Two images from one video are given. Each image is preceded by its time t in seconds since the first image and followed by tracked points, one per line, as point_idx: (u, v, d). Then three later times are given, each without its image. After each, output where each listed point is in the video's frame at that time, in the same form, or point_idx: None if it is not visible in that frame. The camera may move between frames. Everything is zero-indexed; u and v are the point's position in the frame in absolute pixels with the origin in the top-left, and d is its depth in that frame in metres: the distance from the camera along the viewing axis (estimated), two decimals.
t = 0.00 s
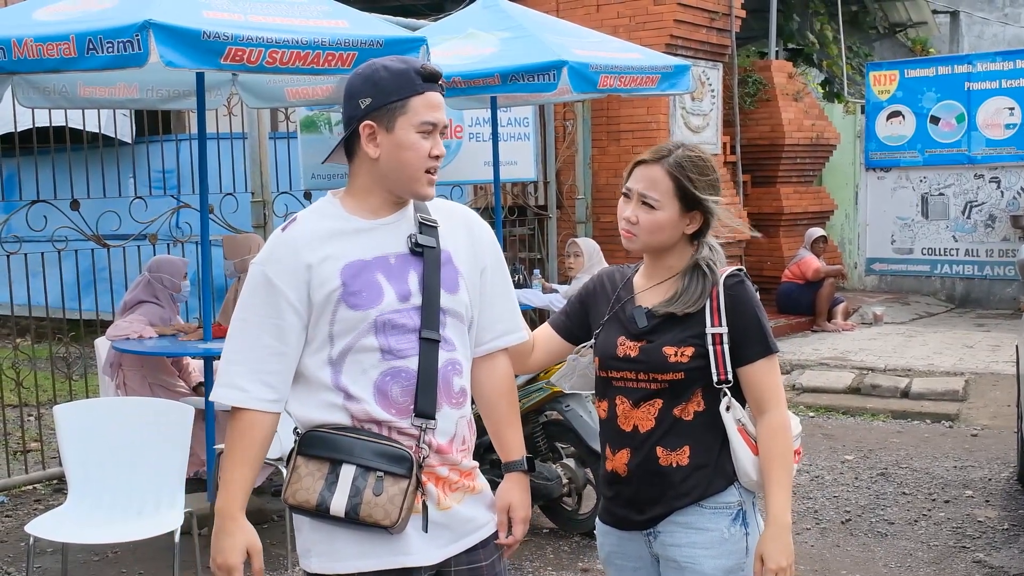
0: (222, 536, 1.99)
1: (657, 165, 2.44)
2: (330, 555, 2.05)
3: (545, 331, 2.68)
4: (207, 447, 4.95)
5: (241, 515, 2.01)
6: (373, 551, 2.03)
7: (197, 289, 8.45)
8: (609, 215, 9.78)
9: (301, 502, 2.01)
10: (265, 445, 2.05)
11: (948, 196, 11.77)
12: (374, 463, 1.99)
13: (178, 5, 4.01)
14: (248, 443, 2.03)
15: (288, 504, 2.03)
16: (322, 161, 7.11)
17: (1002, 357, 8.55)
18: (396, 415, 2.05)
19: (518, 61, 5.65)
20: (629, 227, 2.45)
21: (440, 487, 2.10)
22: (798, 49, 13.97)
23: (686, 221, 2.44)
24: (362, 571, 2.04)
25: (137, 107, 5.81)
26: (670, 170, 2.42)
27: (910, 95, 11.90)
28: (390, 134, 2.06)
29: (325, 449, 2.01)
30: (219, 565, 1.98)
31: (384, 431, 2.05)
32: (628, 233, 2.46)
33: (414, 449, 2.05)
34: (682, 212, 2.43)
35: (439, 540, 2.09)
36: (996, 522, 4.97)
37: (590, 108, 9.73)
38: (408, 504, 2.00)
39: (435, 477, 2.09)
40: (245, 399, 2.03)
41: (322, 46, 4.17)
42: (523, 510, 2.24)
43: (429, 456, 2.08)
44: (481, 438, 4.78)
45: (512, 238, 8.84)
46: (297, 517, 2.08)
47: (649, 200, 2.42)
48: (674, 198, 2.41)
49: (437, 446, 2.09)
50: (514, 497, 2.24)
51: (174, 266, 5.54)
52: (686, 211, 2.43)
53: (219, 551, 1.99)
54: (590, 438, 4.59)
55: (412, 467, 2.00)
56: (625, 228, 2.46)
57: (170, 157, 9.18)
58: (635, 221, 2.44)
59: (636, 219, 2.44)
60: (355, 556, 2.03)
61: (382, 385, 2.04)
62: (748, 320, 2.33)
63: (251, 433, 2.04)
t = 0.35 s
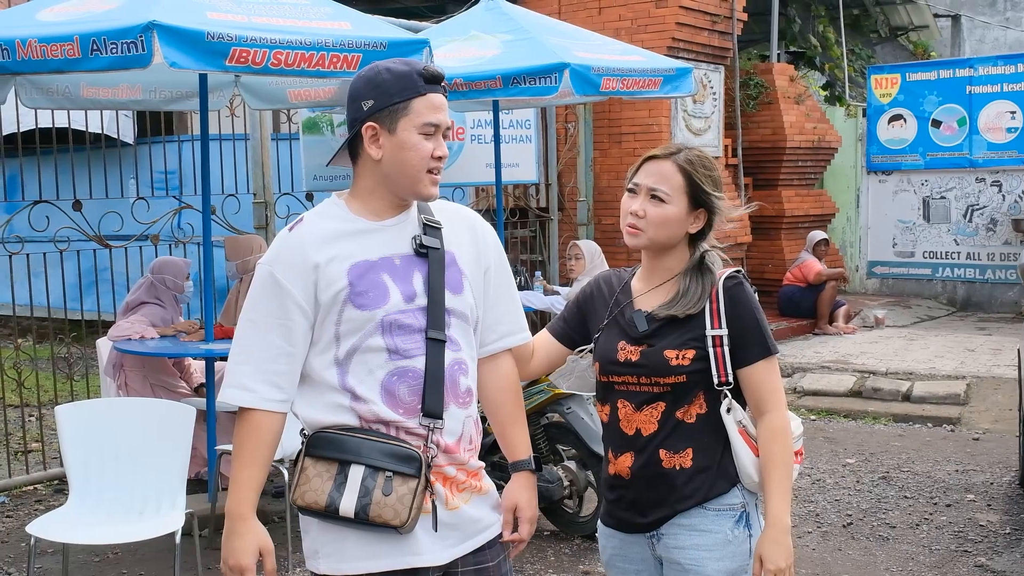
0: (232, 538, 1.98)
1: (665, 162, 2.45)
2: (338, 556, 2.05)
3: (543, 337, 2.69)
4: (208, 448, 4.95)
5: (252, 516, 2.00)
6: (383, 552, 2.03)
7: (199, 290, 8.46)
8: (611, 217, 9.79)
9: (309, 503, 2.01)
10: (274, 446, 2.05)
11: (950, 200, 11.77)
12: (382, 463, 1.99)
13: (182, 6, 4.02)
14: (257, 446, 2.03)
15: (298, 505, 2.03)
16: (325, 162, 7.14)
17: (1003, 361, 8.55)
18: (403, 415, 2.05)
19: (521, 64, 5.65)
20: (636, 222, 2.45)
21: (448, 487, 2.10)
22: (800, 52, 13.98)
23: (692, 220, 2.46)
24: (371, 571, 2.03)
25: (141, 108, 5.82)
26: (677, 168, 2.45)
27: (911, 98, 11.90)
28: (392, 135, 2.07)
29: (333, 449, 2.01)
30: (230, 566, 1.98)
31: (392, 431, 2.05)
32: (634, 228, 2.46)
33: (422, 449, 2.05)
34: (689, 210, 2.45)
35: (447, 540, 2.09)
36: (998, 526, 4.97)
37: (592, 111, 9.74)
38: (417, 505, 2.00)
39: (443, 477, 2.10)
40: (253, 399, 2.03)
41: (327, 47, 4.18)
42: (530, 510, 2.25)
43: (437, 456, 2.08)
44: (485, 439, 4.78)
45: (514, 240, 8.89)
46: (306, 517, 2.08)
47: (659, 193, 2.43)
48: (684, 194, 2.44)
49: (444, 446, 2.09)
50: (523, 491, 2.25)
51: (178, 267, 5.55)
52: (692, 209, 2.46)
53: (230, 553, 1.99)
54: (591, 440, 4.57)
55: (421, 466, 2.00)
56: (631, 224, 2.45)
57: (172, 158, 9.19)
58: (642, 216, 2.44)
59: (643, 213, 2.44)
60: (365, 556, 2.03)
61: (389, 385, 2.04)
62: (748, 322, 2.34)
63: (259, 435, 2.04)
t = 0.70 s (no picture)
0: (244, 536, 1.98)
1: (666, 163, 2.46)
2: (337, 554, 2.05)
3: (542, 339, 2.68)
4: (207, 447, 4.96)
5: (261, 513, 2.00)
6: (381, 549, 2.03)
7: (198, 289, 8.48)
8: (611, 218, 9.80)
9: (309, 501, 2.02)
10: (280, 443, 2.05)
11: (950, 203, 11.77)
12: (382, 461, 1.99)
13: (183, 5, 4.02)
14: (265, 443, 2.03)
15: (299, 503, 2.03)
16: (324, 162, 7.13)
17: (1003, 364, 8.55)
18: (404, 414, 2.05)
19: (522, 65, 5.65)
20: (636, 222, 2.45)
21: (448, 486, 2.11)
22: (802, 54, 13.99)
23: (692, 221, 2.46)
24: (369, 569, 2.03)
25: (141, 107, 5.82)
26: (678, 169, 2.45)
27: (913, 100, 11.90)
28: (374, 131, 2.08)
29: (333, 448, 2.01)
30: (242, 564, 1.98)
31: (392, 430, 2.05)
32: (634, 228, 2.46)
33: (422, 448, 2.06)
34: (689, 211, 2.45)
35: (445, 540, 2.09)
36: (996, 528, 4.97)
37: (592, 112, 9.75)
38: (416, 503, 2.00)
39: (443, 476, 2.10)
40: (259, 397, 2.03)
41: (328, 47, 4.18)
42: (531, 512, 2.25)
43: (436, 455, 2.09)
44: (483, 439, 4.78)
45: (514, 241, 8.89)
46: (307, 515, 2.08)
47: (659, 195, 2.44)
48: (683, 195, 2.44)
49: (444, 446, 2.10)
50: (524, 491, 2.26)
51: (179, 266, 5.55)
52: (692, 210, 2.46)
53: (241, 551, 1.99)
54: (590, 441, 4.57)
55: (421, 465, 2.01)
56: (631, 223, 2.46)
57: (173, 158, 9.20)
58: (642, 216, 2.44)
59: (644, 213, 2.44)
60: (364, 554, 2.03)
61: (390, 384, 2.04)
62: (747, 323, 2.34)
63: (266, 433, 2.04)
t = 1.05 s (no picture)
0: (235, 532, 1.98)
1: (679, 161, 2.46)
2: (330, 552, 2.05)
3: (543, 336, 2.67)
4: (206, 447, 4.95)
5: (254, 511, 2.00)
6: (371, 548, 2.03)
7: (198, 289, 8.49)
8: (610, 219, 9.81)
9: (301, 498, 2.02)
10: (274, 440, 2.06)
11: (949, 203, 11.78)
12: (373, 460, 1.99)
13: (182, 5, 4.02)
14: (260, 441, 2.03)
15: (290, 500, 2.04)
16: (324, 162, 7.14)
17: (1002, 364, 8.55)
18: (397, 413, 2.06)
19: (521, 65, 5.65)
20: (656, 221, 2.45)
21: (441, 487, 2.11)
22: (801, 55, 14.01)
23: (704, 219, 2.49)
24: (362, 568, 2.03)
25: (141, 107, 5.83)
26: (690, 167, 2.46)
27: (912, 101, 11.91)
28: (361, 134, 2.10)
29: (326, 445, 2.02)
30: (233, 560, 1.98)
31: (385, 430, 2.05)
32: (653, 229, 2.45)
33: (414, 448, 2.06)
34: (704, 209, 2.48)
35: (437, 540, 2.09)
36: (994, 528, 4.98)
37: (592, 112, 9.75)
38: (406, 503, 2.00)
39: (436, 476, 2.10)
40: (255, 396, 2.03)
41: (327, 47, 4.18)
42: (526, 515, 2.23)
43: (429, 455, 2.09)
44: (482, 440, 4.77)
45: (513, 241, 8.90)
46: (300, 513, 2.08)
47: (679, 192, 2.44)
48: (700, 192, 2.46)
49: (437, 446, 2.09)
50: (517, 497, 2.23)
51: (178, 266, 5.54)
52: (705, 208, 2.49)
53: (232, 547, 1.99)
54: (590, 441, 4.57)
55: (411, 465, 2.01)
56: (651, 222, 2.45)
57: (172, 159, 9.19)
58: (663, 215, 2.44)
59: (663, 212, 2.44)
60: (355, 553, 2.03)
61: (384, 384, 2.05)
62: (752, 321, 2.35)
63: (262, 431, 2.04)
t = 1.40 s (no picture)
0: (234, 525, 1.98)
1: (681, 160, 2.46)
2: (326, 548, 2.05)
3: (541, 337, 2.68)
4: (207, 447, 4.95)
5: (252, 504, 2.00)
6: (368, 545, 2.03)
7: (198, 289, 8.49)
8: (611, 219, 9.81)
9: (297, 494, 2.02)
10: (273, 435, 2.05)
11: (950, 203, 11.77)
12: (370, 457, 1.99)
13: (181, 5, 4.02)
14: (259, 435, 2.03)
15: (286, 496, 2.03)
16: (325, 162, 7.14)
17: (1003, 363, 8.55)
18: (394, 410, 2.05)
19: (521, 65, 5.65)
20: (659, 220, 2.44)
21: (438, 484, 2.10)
22: (802, 54, 14.00)
23: (705, 218, 2.50)
24: (359, 565, 2.03)
25: (141, 107, 5.83)
26: (691, 166, 2.46)
27: (912, 100, 11.90)
28: (361, 134, 2.10)
29: (323, 442, 2.01)
30: (231, 553, 1.98)
31: (382, 427, 2.05)
32: (657, 228, 2.45)
33: (410, 446, 2.05)
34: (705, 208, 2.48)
35: (434, 537, 2.09)
36: (995, 527, 4.97)
37: (592, 112, 9.75)
38: (401, 500, 2.00)
39: (432, 474, 2.10)
40: (254, 389, 2.03)
41: (327, 47, 4.17)
42: (524, 514, 2.22)
43: (425, 453, 2.08)
44: (482, 440, 4.77)
45: (514, 241, 8.90)
46: (297, 509, 2.08)
47: (682, 191, 2.44)
48: (703, 191, 2.47)
49: (434, 443, 2.09)
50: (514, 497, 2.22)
51: (179, 266, 5.54)
52: (706, 207, 2.49)
53: (230, 540, 1.99)
54: (590, 441, 4.57)
55: (407, 462, 2.01)
56: (654, 221, 2.45)
57: (173, 159, 9.19)
58: (667, 214, 2.43)
59: (667, 211, 2.44)
60: (351, 549, 2.03)
61: (382, 381, 2.04)
62: (757, 316, 2.36)
63: (260, 424, 2.04)
